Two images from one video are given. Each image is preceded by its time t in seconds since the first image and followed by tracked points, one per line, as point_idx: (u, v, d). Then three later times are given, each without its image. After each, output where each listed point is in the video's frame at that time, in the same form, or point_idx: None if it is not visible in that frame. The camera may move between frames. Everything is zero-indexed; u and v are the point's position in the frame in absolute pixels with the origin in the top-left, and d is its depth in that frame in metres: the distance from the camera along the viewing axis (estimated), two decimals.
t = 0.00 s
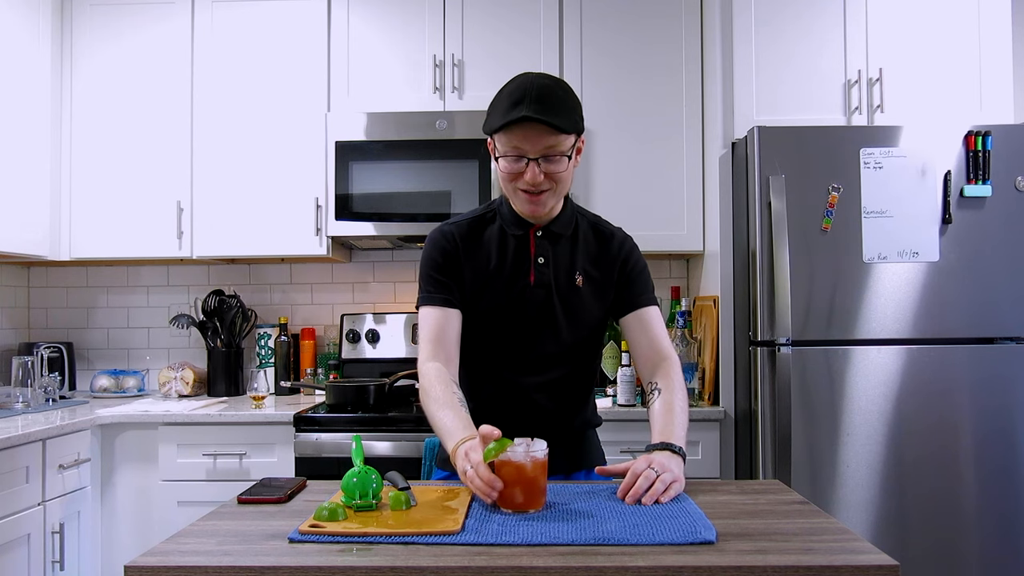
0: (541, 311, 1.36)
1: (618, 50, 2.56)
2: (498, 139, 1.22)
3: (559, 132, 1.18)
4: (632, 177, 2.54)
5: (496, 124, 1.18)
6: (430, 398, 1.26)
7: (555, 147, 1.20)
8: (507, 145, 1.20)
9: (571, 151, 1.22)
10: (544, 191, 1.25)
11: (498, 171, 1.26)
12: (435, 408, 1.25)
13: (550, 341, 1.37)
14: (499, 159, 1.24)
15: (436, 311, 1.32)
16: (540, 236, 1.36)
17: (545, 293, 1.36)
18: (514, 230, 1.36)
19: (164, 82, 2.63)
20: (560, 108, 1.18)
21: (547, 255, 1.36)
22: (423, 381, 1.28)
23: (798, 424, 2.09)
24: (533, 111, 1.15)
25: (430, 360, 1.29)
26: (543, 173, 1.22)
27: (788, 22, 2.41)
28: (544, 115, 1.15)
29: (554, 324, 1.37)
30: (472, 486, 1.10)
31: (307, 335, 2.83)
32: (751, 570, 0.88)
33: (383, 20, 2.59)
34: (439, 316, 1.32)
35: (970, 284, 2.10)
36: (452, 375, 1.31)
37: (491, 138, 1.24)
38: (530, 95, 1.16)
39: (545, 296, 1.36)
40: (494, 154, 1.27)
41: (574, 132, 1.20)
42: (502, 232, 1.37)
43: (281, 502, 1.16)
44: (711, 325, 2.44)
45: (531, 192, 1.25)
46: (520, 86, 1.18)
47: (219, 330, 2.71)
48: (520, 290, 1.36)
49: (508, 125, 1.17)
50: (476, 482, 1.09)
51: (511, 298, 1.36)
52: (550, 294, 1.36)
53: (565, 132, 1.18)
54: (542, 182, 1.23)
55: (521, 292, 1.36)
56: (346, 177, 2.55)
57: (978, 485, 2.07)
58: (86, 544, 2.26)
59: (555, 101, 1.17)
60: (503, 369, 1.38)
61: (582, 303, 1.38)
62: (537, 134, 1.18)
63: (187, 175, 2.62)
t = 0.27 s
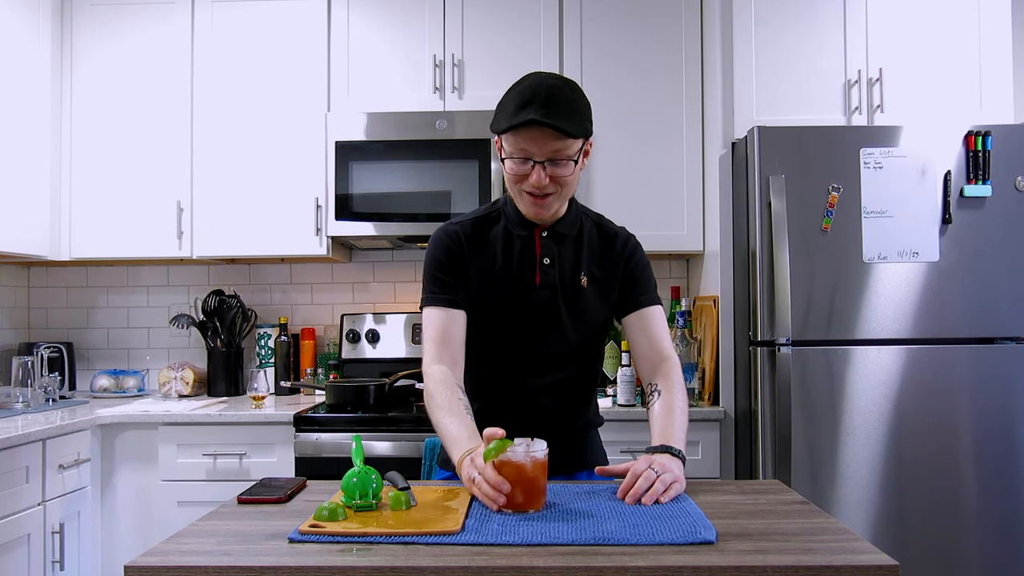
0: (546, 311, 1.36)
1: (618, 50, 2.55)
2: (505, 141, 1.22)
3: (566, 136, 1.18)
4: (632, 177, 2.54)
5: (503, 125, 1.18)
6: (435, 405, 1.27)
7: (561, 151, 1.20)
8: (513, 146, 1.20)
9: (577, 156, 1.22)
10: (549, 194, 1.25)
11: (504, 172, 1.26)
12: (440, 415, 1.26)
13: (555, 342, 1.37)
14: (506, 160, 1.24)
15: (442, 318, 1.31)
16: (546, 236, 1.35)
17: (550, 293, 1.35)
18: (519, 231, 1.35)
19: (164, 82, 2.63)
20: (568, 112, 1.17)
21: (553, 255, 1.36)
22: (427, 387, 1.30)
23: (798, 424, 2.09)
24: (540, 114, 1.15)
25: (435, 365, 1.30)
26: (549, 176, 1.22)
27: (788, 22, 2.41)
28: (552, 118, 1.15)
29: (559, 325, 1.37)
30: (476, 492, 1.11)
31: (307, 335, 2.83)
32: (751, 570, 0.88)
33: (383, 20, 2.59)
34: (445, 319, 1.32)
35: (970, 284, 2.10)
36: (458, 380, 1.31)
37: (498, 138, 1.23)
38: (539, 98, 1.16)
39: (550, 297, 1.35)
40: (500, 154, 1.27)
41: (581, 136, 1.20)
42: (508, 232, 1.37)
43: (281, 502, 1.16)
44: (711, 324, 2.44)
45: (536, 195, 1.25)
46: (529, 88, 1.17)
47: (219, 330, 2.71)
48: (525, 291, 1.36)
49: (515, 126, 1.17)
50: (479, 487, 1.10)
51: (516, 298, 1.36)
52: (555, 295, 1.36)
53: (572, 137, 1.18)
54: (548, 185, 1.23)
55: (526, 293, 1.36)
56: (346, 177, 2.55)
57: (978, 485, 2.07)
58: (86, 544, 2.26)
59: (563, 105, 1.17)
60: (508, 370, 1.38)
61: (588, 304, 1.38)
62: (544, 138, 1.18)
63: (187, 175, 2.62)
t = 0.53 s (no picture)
0: (549, 312, 1.36)
1: (618, 50, 2.55)
2: (510, 142, 1.22)
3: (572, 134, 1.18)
4: (632, 177, 2.54)
5: (509, 125, 1.18)
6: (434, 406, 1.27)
7: (567, 149, 1.20)
8: (519, 146, 1.21)
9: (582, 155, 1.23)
10: (555, 195, 1.25)
11: (508, 173, 1.26)
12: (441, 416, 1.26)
13: (558, 343, 1.37)
14: (510, 161, 1.24)
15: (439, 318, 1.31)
16: (548, 237, 1.36)
17: (553, 294, 1.36)
18: (522, 231, 1.36)
19: (164, 82, 2.63)
20: (573, 111, 1.18)
21: (556, 255, 1.36)
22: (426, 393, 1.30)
23: (798, 424, 2.09)
24: (546, 112, 1.16)
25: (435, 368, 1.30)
26: (555, 176, 1.22)
27: (788, 22, 2.41)
28: (558, 116, 1.16)
29: (562, 325, 1.37)
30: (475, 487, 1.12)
31: (307, 335, 2.83)
32: (751, 570, 0.88)
33: (383, 20, 2.59)
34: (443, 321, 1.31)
35: (970, 284, 2.10)
36: (456, 382, 1.31)
37: (503, 138, 1.24)
38: (544, 97, 1.17)
39: (553, 298, 1.36)
40: (504, 155, 1.27)
41: (586, 135, 1.21)
42: (510, 233, 1.37)
43: (281, 502, 1.16)
44: (711, 324, 2.44)
45: (542, 195, 1.25)
46: (533, 87, 1.18)
47: (219, 330, 2.71)
48: (528, 292, 1.36)
49: (521, 125, 1.17)
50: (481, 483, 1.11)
51: (519, 299, 1.36)
52: (558, 296, 1.36)
53: (578, 135, 1.18)
54: (554, 185, 1.23)
55: (529, 294, 1.36)
56: (346, 177, 2.55)
57: (979, 485, 2.07)
58: (86, 545, 2.26)
59: (568, 103, 1.18)
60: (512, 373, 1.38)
61: (591, 304, 1.38)
62: (550, 137, 1.18)
63: (187, 175, 2.62)
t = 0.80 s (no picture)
0: (552, 310, 1.36)
1: (618, 50, 2.55)
2: (518, 129, 1.23)
3: (580, 113, 1.21)
4: (632, 177, 2.54)
5: (519, 109, 1.20)
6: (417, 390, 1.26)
7: (576, 130, 1.22)
8: (529, 129, 1.21)
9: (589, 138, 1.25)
10: (566, 178, 1.24)
11: (516, 163, 1.26)
12: (422, 397, 1.25)
13: (561, 341, 1.37)
14: (519, 149, 1.24)
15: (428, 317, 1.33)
16: (552, 235, 1.36)
17: (556, 292, 1.36)
18: (526, 229, 1.36)
19: (164, 82, 2.63)
20: (578, 92, 1.21)
21: (559, 253, 1.36)
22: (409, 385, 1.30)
23: (798, 424, 2.09)
24: (555, 91, 1.18)
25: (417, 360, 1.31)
26: (566, 158, 1.23)
27: (788, 22, 2.41)
28: (567, 94, 1.18)
29: (565, 324, 1.37)
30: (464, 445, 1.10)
31: (307, 335, 2.83)
32: (751, 570, 0.88)
33: (383, 20, 2.59)
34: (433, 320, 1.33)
35: (970, 284, 2.10)
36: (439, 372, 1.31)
37: (509, 128, 1.24)
38: (550, 79, 1.19)
39: (557, 295, 1.36)
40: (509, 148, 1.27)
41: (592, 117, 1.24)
42: (513, 231, 1.37)
43: (281, 502, 1.16)
44: (711, 324, 2.43)
45: (553, 179, 1.24)
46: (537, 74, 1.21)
47: (219, 330, 2.71)
48: (531, 290, 1.36)
49: (532, 105, 1.19)
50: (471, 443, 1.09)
51: (522, 297, 1.36)
52: (561, 294, 1.36)
53: (586, 114, 1.21)
54: (565, 168, 1.23)
55: (531, 292, 1.36)
56: (346, 177, 2.55)
57: (979, 486, 2.07)
58: (86, 544, 2.26)
59: (573, 85, 1.21)
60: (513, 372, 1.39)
61: (595, 303, 1.38)
62: (560, 116, 1.20)
63: (187, 175, 2.62)
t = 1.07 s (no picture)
0: (550, 307, 1.36)
1: (618, 50, 2.55)
2: (513, 128, 1.23)
3: (576, 113, 1.20)
4: (632, 177, 2.54)
5: (514, 108, 1.20)
6: (412, 380, 1.29)
7: (572, 129, 1.21)
8: (525, 129, 1.22)
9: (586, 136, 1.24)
10: (562, 177, 1.25)
11: (513, 160, 1.26)
12: (418, 385, 1.27)
13: (560, 338, 1.37)
14: (515, 147, 1.24)
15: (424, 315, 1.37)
16: (551, 232, 1.37)
17: (555, 288, 1.36)
18: (525, 227, 1.37)
19: (164, 82, 2.63)
20: (576, 91, 1.20)
21: (559, 250, 1.37)
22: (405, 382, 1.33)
23: (798, 424, 2.09)
24: (551, 91, 1.18)
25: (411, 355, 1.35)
26: (561, 156, 1.23)
27: (788, 22, 2.41)
28: (562, 94, 1.18)
29: (565, 320, 1.37)
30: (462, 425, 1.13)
31: (307, 335, 2.83)
32: (751, 570, 0.88)
33: (383, 20, 2.59)
34: (428, 319, 1.37)
35: (971, 284, 2.10)
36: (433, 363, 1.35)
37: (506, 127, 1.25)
38: (547, 80, 1.19)
39: (555, 291, 1.36)
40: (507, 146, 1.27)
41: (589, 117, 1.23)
42: (513, 229, 1.38)
43: (281, 502, 1.16)
44: (711, 324, 2.43)
45: (549, 178, 1.25)
46: (535, 73, 1.20)
47: (219, 330, 2.71)
48: (530, 287, 1.36)
49: (527, 105, 1.19)
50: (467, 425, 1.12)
51: (521, 294, 1.37)
52: (560, 291, 1.36)
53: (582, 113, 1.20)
54: (560, 166, 1.24)
55: (530, 289, 1.37)
56: (346, 177, 2.55)
57: (979, 486, 2.07)
58: (86, 544, 2.26)
59: (570, 85, 1.20)
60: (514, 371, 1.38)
61: (595, 300, 1.38)
62: (555, 116, 1.20)
63: (187, 175, 2.62)
